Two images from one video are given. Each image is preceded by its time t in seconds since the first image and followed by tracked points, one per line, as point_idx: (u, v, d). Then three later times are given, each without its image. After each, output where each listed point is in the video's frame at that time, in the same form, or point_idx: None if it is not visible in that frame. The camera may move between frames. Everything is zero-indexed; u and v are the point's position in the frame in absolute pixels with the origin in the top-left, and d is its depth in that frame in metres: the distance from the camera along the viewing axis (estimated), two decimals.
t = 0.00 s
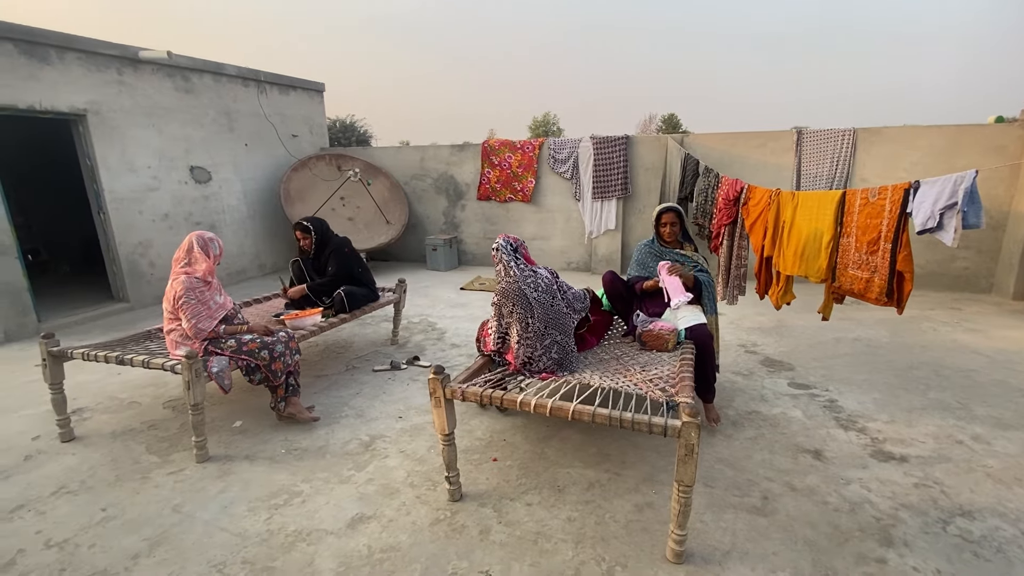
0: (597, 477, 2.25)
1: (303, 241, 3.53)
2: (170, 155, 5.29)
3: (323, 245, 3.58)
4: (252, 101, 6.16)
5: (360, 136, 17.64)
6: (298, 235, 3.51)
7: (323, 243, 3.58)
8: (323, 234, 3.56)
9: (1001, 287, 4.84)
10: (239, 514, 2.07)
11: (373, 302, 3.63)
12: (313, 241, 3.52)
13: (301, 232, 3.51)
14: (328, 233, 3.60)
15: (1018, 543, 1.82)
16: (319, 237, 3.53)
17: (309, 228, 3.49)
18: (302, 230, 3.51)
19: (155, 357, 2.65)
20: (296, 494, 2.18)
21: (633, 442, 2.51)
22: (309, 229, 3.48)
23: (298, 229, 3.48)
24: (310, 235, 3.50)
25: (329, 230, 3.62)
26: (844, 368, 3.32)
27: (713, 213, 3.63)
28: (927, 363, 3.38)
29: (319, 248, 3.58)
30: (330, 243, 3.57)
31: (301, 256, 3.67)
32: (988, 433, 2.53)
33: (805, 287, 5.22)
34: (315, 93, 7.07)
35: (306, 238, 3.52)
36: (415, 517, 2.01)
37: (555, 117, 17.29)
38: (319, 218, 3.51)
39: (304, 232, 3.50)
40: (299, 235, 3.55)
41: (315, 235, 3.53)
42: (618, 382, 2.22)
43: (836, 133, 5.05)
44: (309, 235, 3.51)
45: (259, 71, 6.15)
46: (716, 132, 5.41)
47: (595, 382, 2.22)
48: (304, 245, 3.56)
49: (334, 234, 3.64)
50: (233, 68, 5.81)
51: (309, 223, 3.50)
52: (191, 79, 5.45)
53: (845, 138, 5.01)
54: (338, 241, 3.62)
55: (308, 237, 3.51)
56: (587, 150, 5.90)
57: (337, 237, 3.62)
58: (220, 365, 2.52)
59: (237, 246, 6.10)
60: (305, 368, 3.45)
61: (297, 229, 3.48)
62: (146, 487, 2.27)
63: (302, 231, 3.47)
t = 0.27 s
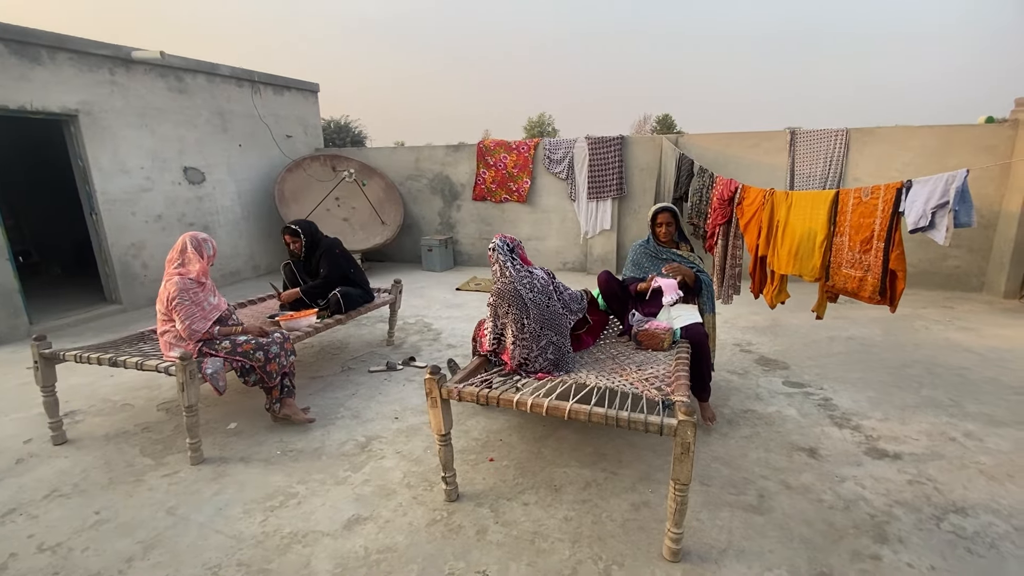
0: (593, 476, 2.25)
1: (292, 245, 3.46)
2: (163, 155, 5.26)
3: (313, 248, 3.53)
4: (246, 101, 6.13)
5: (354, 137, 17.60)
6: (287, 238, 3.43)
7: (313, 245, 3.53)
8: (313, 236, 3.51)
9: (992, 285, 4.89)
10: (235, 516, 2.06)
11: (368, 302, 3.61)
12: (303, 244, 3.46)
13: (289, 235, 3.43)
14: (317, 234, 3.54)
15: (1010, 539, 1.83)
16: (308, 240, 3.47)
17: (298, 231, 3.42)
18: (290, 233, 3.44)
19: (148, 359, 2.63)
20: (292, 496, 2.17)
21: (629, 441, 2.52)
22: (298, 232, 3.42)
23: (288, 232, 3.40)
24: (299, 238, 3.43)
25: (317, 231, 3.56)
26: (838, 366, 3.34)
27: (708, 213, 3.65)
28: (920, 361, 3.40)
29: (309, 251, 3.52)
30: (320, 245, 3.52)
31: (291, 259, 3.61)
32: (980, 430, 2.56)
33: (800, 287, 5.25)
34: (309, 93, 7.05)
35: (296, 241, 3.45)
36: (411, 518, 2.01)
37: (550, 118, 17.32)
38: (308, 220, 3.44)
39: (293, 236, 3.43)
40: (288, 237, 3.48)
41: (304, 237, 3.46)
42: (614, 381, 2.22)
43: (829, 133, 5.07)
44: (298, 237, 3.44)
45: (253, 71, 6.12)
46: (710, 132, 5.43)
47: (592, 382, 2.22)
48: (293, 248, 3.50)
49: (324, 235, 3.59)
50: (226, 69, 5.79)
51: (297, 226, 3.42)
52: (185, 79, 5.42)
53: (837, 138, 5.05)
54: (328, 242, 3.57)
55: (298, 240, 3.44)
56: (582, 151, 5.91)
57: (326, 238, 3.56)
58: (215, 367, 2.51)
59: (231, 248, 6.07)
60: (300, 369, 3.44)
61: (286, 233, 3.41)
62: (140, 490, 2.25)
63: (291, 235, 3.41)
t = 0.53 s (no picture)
0: (582, 476, 2.25)
1: (274, 249, 3.41)
2: (145, 156, 5.17)
3: (295, 251, 3.47)
4: (230, 101, 6.05)
5: (341, 137, 17.48)
6: (270, 242, 3.38)
7: (295, 248, 3.47)
8: (295, 239, 3.46)
9: (972, 283, 4.98)
10: (218, 522, 2.03)
11: (355, 305, 3.58)
12: (285, 247, 3.40)
13: (270, 239, 3.38)
14: (299, 237, 3.49)
15: (992, 533, 1.86)
16: (290, 243, 3.41)
17: (280, 234, 3.37)
18: (272, 236, 3.39)
19: (129, 363, 2.58)
20: (277, 501, 2.14)
21: (617, 441, 2.52)
22: (280, 235, 3.36)
23: (269, 235, 3.35)
24: (281, 241, 3.38)
25: (300, 234, 3.52)
26: (823, 364, 3.37)
27: (695, 213, 3.67)
28: (903, 358, 3.45)
29: (292, 254, 3.47)
30: (303, 248, 3.47)
31: (274, 264, 3.55)
32: (961, 425, 2.60)
33: (786, 286, 5.31)
34: (295, 93, 6.98)
35: (278, 244, 3.39)
36: (399, 522, 1.99)
37: (539, 118, 17.36)
38: (289, 222, 3.39)
39: (275, 239, 3.37)
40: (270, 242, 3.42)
41: (287, 240, 3.41)
42: (602, 381, 2.22)
43: (813, 134, 5.14)
44: (280, 241, 3.39)
45: (237, 71, 6.04)
46: (697, 133, 5.47)
47: (580, 382, 2.22)
48: (276, 252, 3.44)
49: (307, 237, 3.54)
50: (209, 68, 5.71)
51: (278, 229, 3.37)
52: (167, 78, 5.34)
53: (821, 139, 5.11)
54: (310, 244, 3.51)
55: (280, 243, 3.38)
56: (570, 151, 5.92)
57: (309, 241, 3.52)
58: (197, 371, 2.46)
59: (215, 249, 5.99)
60: (286, 372, 3.40)
61: (268, 236, 3.36)
62: (120, 497, 2.20)
63: (273, 238, 3.35)
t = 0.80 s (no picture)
0: (565, 478, 2.24)
1: (248, 253, 3.33)
2: (117, 157, 5.04)
3: (271, 254, 3.39)
4: (206, 101, 5.93)
5: (323, 138, 17.27)
6: (244, 247, 3.30)
7: (270, 251, 3.40)
8: (269, 242, 3.37)
9: (945, 281, 5.11)
10: (192, 533, 1.97)
11: (335, 307, 3.52)
12: (259, 251, 3.32)
13: (244, 243, 3.29)
14: (274, 240, 3.41)
15: (965, 527, 1.90)
16: (265, 247, 3.34)
17: (253, 238, 3.28)
18: (245, 240, 3.30)
19: (99, 371, 2.50)
20: (254, 509, 2.09)
21: (599, 442, 2.52)
22: (254, 239, 3.28)
23: (243, 240, 3.27)
24: (255, 246, 3.30)
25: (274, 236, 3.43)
26: (802, 362, 3.42)
27: (675, 214, 3.70)
28: (878, 356, 3.52)
29: (267, 258, 3.39)
30: (278, 251, 3.39)
31: (249, 267, 3.48)
32: (935, 421, 2.66)
33: (765, 285, 5.39)
34: (274, 93, 6.87)
35: (252, 249, 3.32)
36: (379, 528, 1.96)
37: (522, 120, 17.38)
38: (262, 226, 3.30)
39: (249, 243, 3.29)
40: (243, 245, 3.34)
41: (261, 244, 3.33)
42: (583, 382, 2.22)
43: (791, 136, 5.22)
44: (254, 245, 3.31)
45: (213, 71, 5.92)
46: (678, 134, 5.52)
47: (561, 384, 2.21)
48: (250, 256, 3.36)
49: (282, 240, 3.46)
50: (184, 67, 5.59)
51: (252, 233, 3.29)
52: (140, 78, 5.21)
53: (798, 140, 5.19)
54: (286, 247, 3.44)
55: (254, 248, 3.31)
56: (552, 153, 5.93)
57: (284, 243, 3.43)
58: (171, 377, 2.40)
59: (192, 252, 5.86)
60: (264, 378, 3.33)
61: (241, 241, 3.27)
62: (90, 508, 2.13)
63: (246, 243, 3.27)
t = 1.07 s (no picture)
0: (544, 479, 2.24)
1: (220, 257, 3.27)
2: (84, 157, 4.89)
3: (243, 257, 3.33)
4: (177, 100, 5.78)
5: (302, 138, 17.02)
6: (216, 250, 3.24)
7: (243, 254, 3.33)
8: (242, 245, 3.31)
9: (914, 279, 5.25)
10: (161, 544, 1.91)
11: (311, 311, 3.47)
12: (231, 254, 3.26)
13: (215, 246, 3.23)
14: (247, 243, 3.35)
15: (933, 519, 1.95)
16: (237, 250, 3.27)
17: (224, 241, 3.21)
18: (217, 243, 3.24)
19: (63, 379, 2.42)
20: (227, 518, 2.04)
21: (579, 442, 2.53)
22: (225, 242, 3.21)
23: (214, 243, 3.20)
24: (227, 249, 3.23)
25: (248, 239, 3.37)
26: (777, 360, 3.48)
27: (653, 215, 3.73)
28: (851, 352, 3.60)
29: (239, 261, 3.33)
30: (251, 254, 3.33)
31: (222, 271, 3.41)
32: (905, 416, 2.72)
33: (742, 284, 5.47)
34: (248, 92, 6.74)
35: (224, 252, 3.25)
36: (356, 535, 1.93)
37: (503, 121, 17.39)
38: (234, 228, 3.24)
39: (220, 247, 3.23)
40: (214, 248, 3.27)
41: (233, 247, 3.27)
42: (562, 383, 2.22)
43: (765, 137, 5.31)
44: (226, 248, 3.24)
45: (185, 69, 5.79)
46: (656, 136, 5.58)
47: (540, 385, 2.21)
48: (222, 259, 3.30)
49: (255, 243, 3.40)
50: (154, 66, 5.45)
51: (223, 236, 3.22)
52: (107, 76, 5.07)
53: (773, 141, 5.28)
54: (259, 250, 3.38)
55: (225, 251, 3.24)
56: (532, 153, 5.93)
57: (257, 246, 3.38)
58: (139, 385, 2.33)
59: (164, 255, 5.71)
60: (239, 383, 3.26)
61: (213, 244, 3.21)
62: (53, 522, 2.06)
63: (217, 246, 3.20)
